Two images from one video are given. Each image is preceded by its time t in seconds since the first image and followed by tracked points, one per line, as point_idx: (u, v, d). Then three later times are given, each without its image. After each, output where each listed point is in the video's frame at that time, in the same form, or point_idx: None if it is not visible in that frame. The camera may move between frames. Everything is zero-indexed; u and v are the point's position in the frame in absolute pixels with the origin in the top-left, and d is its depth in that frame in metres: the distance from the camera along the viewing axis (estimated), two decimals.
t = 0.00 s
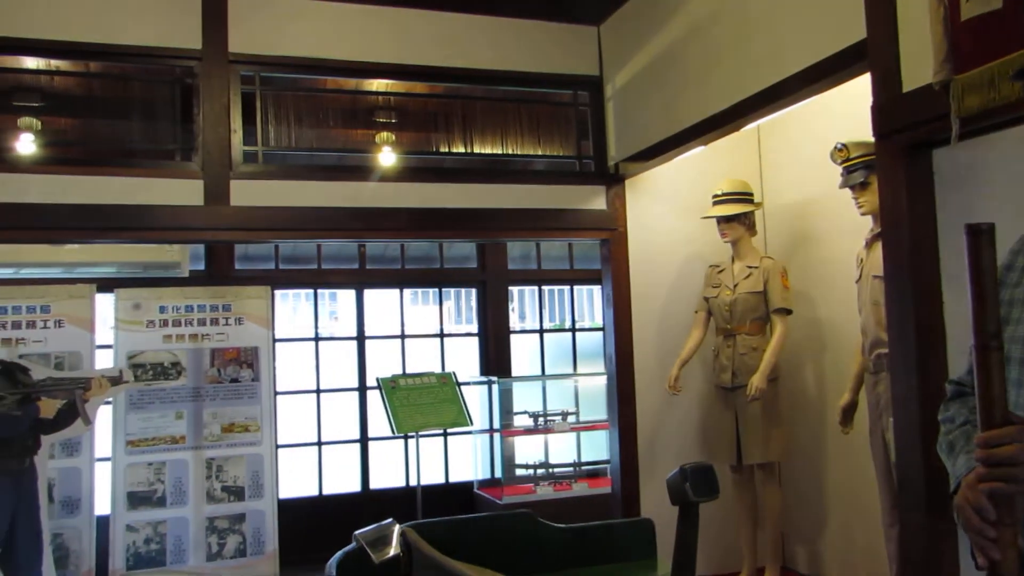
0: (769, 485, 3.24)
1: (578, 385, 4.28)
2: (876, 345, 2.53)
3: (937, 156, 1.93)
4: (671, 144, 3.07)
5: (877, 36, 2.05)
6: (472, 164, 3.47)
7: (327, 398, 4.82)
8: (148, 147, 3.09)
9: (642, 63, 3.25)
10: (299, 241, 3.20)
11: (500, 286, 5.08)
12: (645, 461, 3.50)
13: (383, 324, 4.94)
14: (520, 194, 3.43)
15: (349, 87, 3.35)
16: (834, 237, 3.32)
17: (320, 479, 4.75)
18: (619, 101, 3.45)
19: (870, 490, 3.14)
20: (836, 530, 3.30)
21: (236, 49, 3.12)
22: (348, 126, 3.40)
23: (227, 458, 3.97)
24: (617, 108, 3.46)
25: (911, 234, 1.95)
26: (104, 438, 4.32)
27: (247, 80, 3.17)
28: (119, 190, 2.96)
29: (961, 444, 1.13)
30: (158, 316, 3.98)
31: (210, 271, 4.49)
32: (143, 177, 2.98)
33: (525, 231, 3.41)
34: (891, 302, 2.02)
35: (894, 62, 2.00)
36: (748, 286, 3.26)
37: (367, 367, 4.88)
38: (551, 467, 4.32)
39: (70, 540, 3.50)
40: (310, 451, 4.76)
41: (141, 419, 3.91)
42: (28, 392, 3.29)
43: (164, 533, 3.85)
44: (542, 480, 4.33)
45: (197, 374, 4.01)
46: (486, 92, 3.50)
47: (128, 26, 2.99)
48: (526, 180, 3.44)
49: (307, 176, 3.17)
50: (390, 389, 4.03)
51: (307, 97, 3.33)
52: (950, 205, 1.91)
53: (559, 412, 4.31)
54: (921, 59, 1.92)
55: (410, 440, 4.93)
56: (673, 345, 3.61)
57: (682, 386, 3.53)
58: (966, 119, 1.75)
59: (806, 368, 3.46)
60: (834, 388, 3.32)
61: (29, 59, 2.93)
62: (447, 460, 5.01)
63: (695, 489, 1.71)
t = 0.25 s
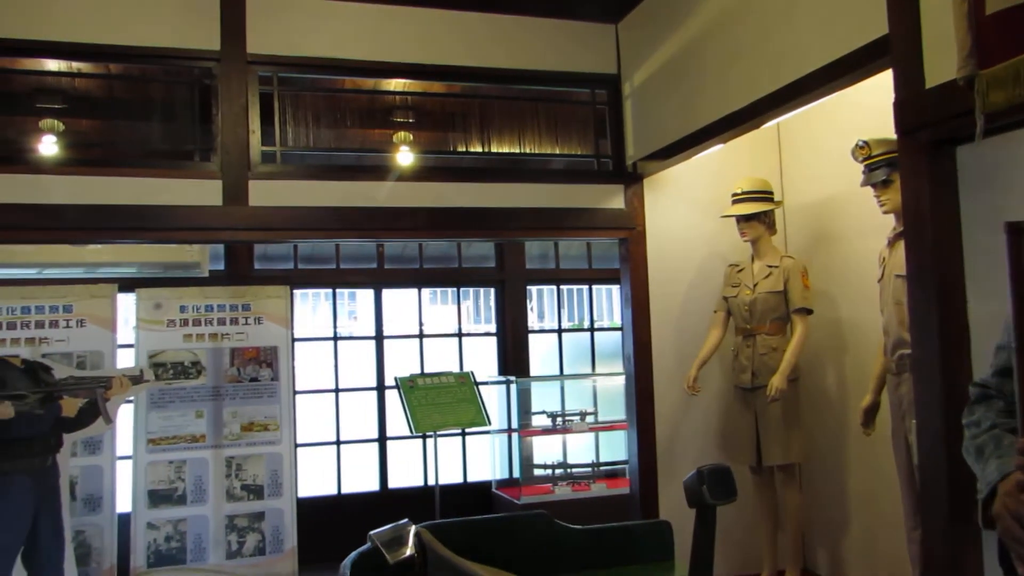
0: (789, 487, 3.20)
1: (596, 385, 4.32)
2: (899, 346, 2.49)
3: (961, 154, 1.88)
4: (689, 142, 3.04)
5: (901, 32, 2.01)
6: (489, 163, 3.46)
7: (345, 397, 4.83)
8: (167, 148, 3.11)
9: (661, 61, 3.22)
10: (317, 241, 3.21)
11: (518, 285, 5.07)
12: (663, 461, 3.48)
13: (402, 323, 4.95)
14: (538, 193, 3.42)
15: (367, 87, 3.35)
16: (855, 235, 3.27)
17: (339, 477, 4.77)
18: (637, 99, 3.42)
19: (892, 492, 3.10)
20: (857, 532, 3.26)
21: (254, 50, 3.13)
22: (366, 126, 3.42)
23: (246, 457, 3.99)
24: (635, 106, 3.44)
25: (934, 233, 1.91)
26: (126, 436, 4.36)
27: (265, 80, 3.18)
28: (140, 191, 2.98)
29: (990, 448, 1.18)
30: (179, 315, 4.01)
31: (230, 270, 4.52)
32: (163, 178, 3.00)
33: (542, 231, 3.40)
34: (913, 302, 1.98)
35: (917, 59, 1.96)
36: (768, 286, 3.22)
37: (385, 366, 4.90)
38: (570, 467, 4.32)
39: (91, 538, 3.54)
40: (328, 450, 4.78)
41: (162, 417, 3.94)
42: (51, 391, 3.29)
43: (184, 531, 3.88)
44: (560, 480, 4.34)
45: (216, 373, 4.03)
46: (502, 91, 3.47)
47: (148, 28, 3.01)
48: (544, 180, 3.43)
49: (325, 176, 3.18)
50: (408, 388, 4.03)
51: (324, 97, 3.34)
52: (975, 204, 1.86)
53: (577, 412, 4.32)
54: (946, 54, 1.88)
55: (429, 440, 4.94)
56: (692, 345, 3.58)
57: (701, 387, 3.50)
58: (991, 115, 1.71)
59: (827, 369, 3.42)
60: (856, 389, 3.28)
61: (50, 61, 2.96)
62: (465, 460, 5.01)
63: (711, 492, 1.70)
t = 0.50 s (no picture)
0: (812, 489, 3.16)
1: (618, 384, 4.27)
2: (925, 346, 2.45)
3: (988, 151, 1.84)
4: (711, 140, 3.01)
5: (926, 27, 1.98)
6: (510, 163, 3.45)
7: (366, 397, 4.85)
8: (189, 147, 3.11)
9: (682, 59, 3.20)
10: (337, 241, 3.22)
11: (539, 285, 5.06)
12: (684, 462, 3.45)
13: (422, 322, 4.96)
14: (558, 192, 3.40)
15: (387, 87, 3.36)
16: (880, 234, 3.23)
17: (360, 476, 4.79)
18: (658, 97, 3.40)
19: (917, 495, 3.05)
20: (882, 535, 3.21)
21: (275, 51, 3.15)
22: (385, 125, 3.42)
23: (268, 455, 4.02)
24: (656, 104, 3.42)
25: (961, 231, 1.87)
26: (150, 434, 4.41)
27: (286, 81, 3.20)
28: (163, 191, 3.01)
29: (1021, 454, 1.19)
30: (202, 314, 4.05)
31: (252, 270, 4.56)
32: (185, 178, 3.03)
33: (562, 230, 3.39)
34: (939, 302, 1.95)
35: (944, 54, 1.92)
36: (791, 285, 3.18)
37: (406, 366, 4.91)
38: (591, 467, 4.30)
39: (115, 535, 3.58)
40: (349, 449, 4.79)
41: (185, 416, 3.98)
42: (75, 389, 3.36)
43: (207, 528, 3.91)
44: (581, 480, 4.30)
45: (239, 372, 4.06)
46: (523, 90, 3.48)
47: (170, 30, 3.04)
48: (564, 179, 3.41)
49: (345, 176, 3.19)
50: (429, 388, 4.04)
51: (343, 97, 3.34)
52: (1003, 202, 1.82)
53: (599, 412, 4.30)
54: (973, 49, 1.85)
55: (449, 439, 4.94)
56: (714, 345, 3.55)
57: (722, 387, 3.47)
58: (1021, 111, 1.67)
59: (851, 369, 3.38)
60: (880, 389, 3.24)
61: (76, 62, 2.99)
62: (486, 460, 5.01)
63: (730, 496, 1.77)
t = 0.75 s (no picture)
0: (836, 489, 3.12)
1: (639, 383, 4.24)
2: (951, 345, 2.40)
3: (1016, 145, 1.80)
4: (731, 137, 2.98)
5: (951, 20, 1.94)
6: (529, 161, 3.44)
7: (388, 395, 4.87)
8: (211, 149, 3.13)
9: (702, 55, 3.17)
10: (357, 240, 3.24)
11: (560, 283, 5.04)
12: (706, 462, 3.43)
13: (443, 321, 4.97)
14: (578, 190, 3.39)
15: (406, 87, 3.38)
16: (905, 231, 3.18)
17: (382, 475, 4.81)
18: (678, 94, 3.38)
19: (944, 496, 3.00)
20: (908, 537, 3.17)
21: (294, 52, 3.16)
22: (405, 125, 3.41)
23: (290, 454, 4.05)
24: (677, 101, 3.39)
25: (987, 228, 1.84)
26: (174, 433, 4.45)
27: (306, 81, 3.21)
28: (185, 192, 3.03)
29: None
30: (225, 314, 4.08)
31: (274, 270, 4.59)
32: (206, 178, 3.06)
33: (582, 229, 3.37)
34: (965, 299, 1.91)
35: (969, 47, 1.89)
36: (814, 283, 3.14)
37: (427, 365, 4.92)
38: (612, 467, 4.28)
39: (141, 532, 3.62)
40: (371, 448, 4.81)
41: (209, 415, 4.01)
42: (100, 388, 3.38)
43: (231, 526, 3.94)
44: (603, 479, 4.30)
45: (262, 371, 4.09)
46: (542, 89, 3.48)
47: (190, 32, 3.06)
48: (584, 177, 3.40)
49: (364, 176, 3.20)
50: (450, 386, 4.04)
51: (363, 97, 3.37)
52: None
53: (620, 412, 4.26)
54: (1000, 42, 1.81)
55: (470, 438, 4.95)
56: (736, 343, 3.52)
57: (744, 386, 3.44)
58: None
59: (875, 368, 3.33)
60: (906, 389, 3.19)
61: (99, 66, 3.04)
62: (507, 459, 5.01)
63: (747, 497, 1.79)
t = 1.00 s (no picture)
0: (860, 491, 3.08)
1: (660, 383, 4.20)
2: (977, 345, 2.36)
3: None
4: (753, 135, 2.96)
5: (975, 14, 1.91)
6: (549, 160, 3.43)
7: (409, 395, 4.89)
8: (232, 150, 3.15)
9: (723, 52, 3.15)
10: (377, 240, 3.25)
11: (581, 283, 5.03)
12: (728, 462, 3.40)
13: (464, 321, 4.98)
14: (598, 189, 3.38)
15: (427, 87, 3.38)
16: (930, 229, 3.13)
17: (403, 474, 4.82)
18: (699, 92, 3.35)
19: (971, 498, 2.95)
20: (934, 539, 3.12)
21: (315, 53, 3.18)
22: (425, 125, 3.38)
23: (312, 452, 4.07)
24: (698, 99, 3.36)
25: (1013, 225, 1.80)
26: (199, 432, 4.50)
27: (326, 81, 3.23)
28: (208, 193, 3.06)
29: None
30: (247, 314, 4.10)
31: (296, 270, 4.62)
32: (228, 179, 3.08)
33: (602, 228, 3.36)
34: (990, 299, 1.88)
35: (994, 42, 1.85)
36: (837, 282, 3.10)
37: (448, 364, 4.93)
38: (633, 467, 4.26)
39: (165, 529, 3.67)
40: (392, 447, 4.83)
41: (232, 413, 4.05)
42: (124, 387, 3.41)
43: (253, 524, 3.98)
44: (624, 480, 4.29)
45: (284, 371, 4.12)
46: (562, 88, 3.47)
47: (212, 34, 3.10)
48: (604, 176, 3.39)
49: (384, 175, 3.21)
50: (471, 387, 4.05)
51: (383, 97, 3.35)
52: None
53: (642, 411, 4.24)
54: None
55: (491, 438, 4.94)
56: (758, 343, 3.48)
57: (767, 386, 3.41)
58: None
59: (901, 368, 3.28)
60: (932, 389, 3.14)
61: (123, 67, 3.08)
62: (528, 459, 5.00)
63: (762, 500, 1.78)
